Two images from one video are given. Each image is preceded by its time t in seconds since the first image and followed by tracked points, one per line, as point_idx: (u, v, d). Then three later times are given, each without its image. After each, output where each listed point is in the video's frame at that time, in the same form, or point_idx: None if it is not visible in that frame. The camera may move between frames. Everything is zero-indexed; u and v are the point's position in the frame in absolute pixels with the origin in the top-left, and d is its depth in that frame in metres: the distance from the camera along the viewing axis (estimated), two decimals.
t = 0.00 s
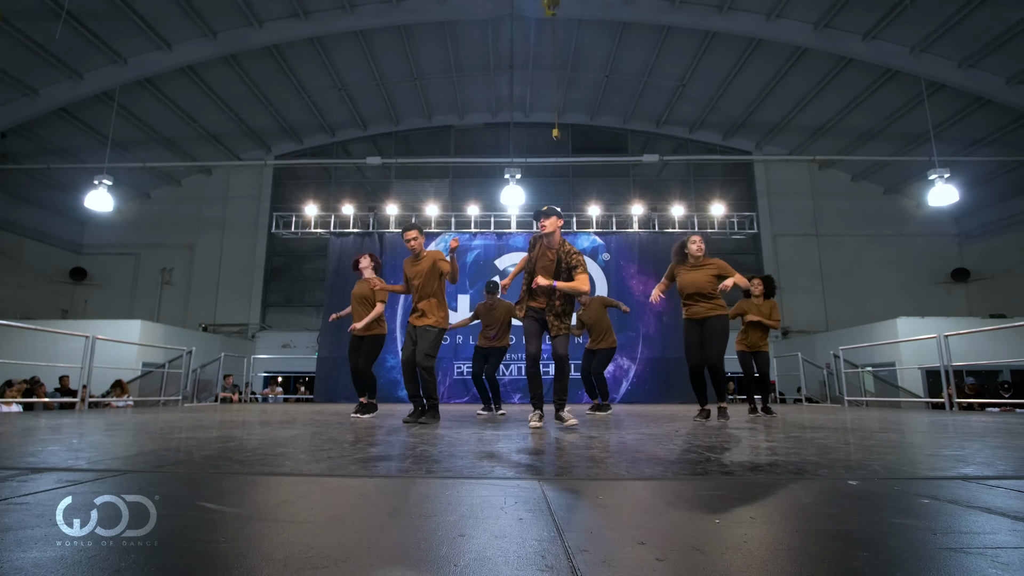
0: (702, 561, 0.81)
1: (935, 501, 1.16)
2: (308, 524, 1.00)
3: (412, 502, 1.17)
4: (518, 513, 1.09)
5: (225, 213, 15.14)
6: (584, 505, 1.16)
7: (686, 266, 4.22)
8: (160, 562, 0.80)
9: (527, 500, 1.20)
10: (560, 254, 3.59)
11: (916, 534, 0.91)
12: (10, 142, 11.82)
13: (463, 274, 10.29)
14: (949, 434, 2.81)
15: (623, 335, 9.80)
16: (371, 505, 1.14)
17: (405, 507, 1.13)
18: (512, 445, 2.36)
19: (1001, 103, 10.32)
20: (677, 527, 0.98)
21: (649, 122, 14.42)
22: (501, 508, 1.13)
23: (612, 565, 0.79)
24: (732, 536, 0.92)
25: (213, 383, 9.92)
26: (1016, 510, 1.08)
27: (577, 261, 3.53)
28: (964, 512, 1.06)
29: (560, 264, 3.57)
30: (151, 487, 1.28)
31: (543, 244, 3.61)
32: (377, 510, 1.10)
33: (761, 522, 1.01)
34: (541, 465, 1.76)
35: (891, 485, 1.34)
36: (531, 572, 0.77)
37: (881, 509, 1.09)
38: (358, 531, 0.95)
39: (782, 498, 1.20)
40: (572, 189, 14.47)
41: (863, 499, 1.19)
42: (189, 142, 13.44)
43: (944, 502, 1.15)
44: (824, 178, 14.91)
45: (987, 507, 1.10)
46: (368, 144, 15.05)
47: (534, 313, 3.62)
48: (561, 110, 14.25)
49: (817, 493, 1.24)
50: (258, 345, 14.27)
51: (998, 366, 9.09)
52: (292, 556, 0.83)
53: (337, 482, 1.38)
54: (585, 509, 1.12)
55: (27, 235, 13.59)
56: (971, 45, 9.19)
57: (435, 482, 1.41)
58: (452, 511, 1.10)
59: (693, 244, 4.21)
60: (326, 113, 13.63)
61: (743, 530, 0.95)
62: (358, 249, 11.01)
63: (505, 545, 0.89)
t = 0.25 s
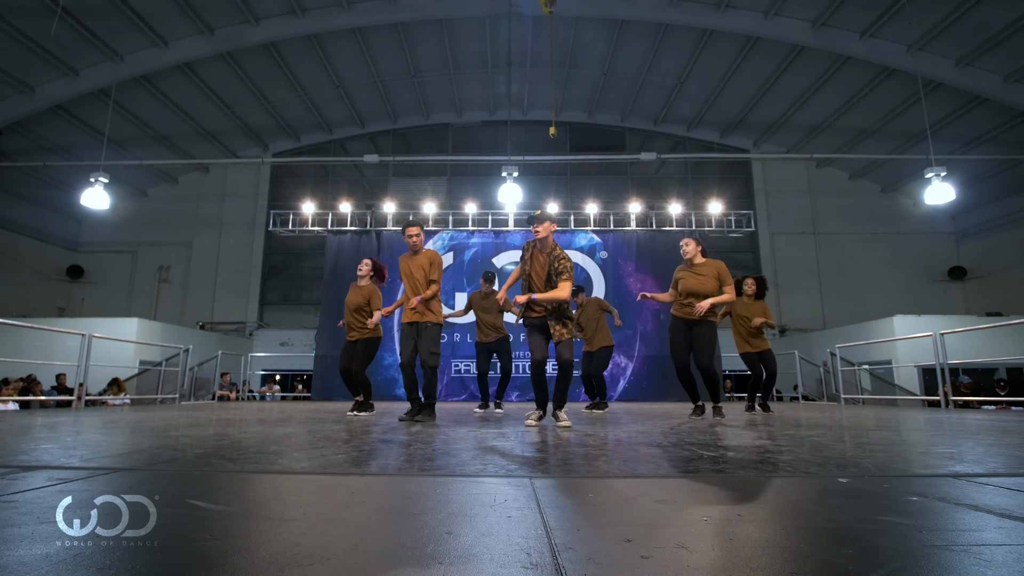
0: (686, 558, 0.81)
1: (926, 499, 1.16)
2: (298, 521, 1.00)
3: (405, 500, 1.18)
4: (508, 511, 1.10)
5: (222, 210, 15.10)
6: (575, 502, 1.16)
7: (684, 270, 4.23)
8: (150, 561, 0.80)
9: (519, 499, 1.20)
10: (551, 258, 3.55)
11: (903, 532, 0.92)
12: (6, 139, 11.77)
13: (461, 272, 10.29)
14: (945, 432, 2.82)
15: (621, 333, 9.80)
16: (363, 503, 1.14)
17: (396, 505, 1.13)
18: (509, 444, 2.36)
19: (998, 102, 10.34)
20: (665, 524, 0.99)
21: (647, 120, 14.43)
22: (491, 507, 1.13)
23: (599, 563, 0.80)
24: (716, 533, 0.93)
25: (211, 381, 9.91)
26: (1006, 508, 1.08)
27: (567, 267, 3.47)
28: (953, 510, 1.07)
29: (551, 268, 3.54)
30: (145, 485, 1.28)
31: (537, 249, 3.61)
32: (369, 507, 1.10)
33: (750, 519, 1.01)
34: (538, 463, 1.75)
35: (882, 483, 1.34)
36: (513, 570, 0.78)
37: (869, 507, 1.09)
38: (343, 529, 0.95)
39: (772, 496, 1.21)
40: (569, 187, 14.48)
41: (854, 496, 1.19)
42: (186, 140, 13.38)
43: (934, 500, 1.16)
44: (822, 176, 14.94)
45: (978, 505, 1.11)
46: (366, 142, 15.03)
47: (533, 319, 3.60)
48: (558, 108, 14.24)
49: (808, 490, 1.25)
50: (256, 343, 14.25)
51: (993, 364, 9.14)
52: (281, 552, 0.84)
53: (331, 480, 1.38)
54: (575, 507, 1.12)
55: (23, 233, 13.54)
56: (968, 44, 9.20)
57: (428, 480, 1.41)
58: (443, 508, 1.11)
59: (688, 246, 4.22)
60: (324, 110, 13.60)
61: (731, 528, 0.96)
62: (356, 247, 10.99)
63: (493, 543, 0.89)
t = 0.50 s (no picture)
0: (672, 556, 0.81)
1: (916, 498, 1.16)
2: (288, 521, 1.00)
3: (397, 498, 1.18)
4: (497, 509, 1.10)
5: (222, 210, 15.09)
6: (567, 502, 1.16)
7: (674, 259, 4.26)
8: (138, 561, 0.80)
9: (509, 498, 1.20)
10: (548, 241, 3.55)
11: (891, 531, 0.92)
12: (5, 139, 11.77)
13: (461, 270, 10.29)
14: (942, 431, 2.82)
15: (620, 332, 9.81)
16: (355, 502, 1.14)
17: (388, 504, 1.13)
18: (505, 443, 2.36)
19: (999, 100, 10.33)
20: (656, 523, 0.99)
21: (647, 119, 14.42)
22: (481, 505, 1.13)
23: (584, 562, 0.80)
24: (706, 531, 0.93)
25: (210, 380, 9.90)
26: (996, 507, 1.08)
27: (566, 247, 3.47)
28: (943, 509, 1.07)
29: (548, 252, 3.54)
30: (140, 484, 1.28)
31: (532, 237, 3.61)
32: (361, 506, 1.11)
33: (740, 518, 1.01)
34: (534, 462, 1.75)
35: (873, 482, 1.34)
36: (497, 567, 0.78)
37: (859, 506, 1.10)
38: (332, 527, 0.95)
39: (765, 495, 1.20)
40: (569, 186, 14.47)
41: (844, 495, 1.19)
42: (185, 139, 13.37)
43: (924, 498, 1.16)
44: (822, 175, 14.93)
45: (967, 503, 1.11)
46: (365, 141, 15.01)
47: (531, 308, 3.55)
48: (558, 107, 14.23)
49: (801, 489, 1.25)
50: (256, 342, 14.25)
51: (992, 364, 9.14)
52: (269, 550, 0.84)
53: (325, 478, 1.39)
54: (566, 506, 1.12)
55: (23, 232, 13.54)
56: (969, 42, 9.19)
57: (421, 479, 1.41)
58: (433, 507, 1.11)
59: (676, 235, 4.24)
60: (324, 109, 13.58)
61: (722, 527, 0.96)
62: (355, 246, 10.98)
63: (481, 541, 0.89)
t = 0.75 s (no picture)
0: (653, 554, 0.81)
1: (905, 496, 1.16)
2: (276, 519, 1.00)
3: (386, 497, 1.18)
4: (483, 507, 1.10)
5: (220, 208, 15.07)
6: (556, 500, 1.16)
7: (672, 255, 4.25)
8: (121, 560, 0.80)
9: (496, 496, 1.21)
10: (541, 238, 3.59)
11: (876, 528, 0.92)
12: (3, 137, 11.74)
13: (459, 269, 10.29)
14: (938, 429, 2.82)
15: (618, 331, 9.82)
16: (344, 500, 1.14)
17: (377, 502, 1.13)
18: (501, 441, 2.36)
19: (998, 98, 10.33)
20: (642, 521, 0.99)
21: (646, 117, 14.41)
22: (468, 504, 1.13)
23: (562, 560, 0.80)
24: (693, 530, 0.93)
25: (209, 378, 9.89)
26: (982, 505, 1.08)
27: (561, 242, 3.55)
28: (930, 508, 1.07)
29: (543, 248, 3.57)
30: (136, 484, 1.28)
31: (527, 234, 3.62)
32: (349, 505, 1.11)
33: (724, 515, 1.02)
34: (528, 460, 1.75)
35: (862, 480, 1.34)
36: (476, 565, 0.78)
37: (847, 504, 1.10)
38: (316, 526, 0.95)
39: (754, 493, 1.21)
40: (567, 184, 14.45)
41: (832, 494, 1.19)
42: (184, 137, 13.34)
43: (912, 497, 1.16)
44: (821, 173, 14.93)
45: (954, 502, 1.11)
46: (364, 139, 15.00)
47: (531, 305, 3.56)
48: (556, 106, 14.22)
49: (788, 487, 1.26)
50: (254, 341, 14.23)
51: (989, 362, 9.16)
52: (249, 548, 0.84)
53: (318, 477, 1.39)
54: (553, 504, 1.12)
55: (21, 231, 13.51)
56: (967, 39, 9.18)
57: (411, 477, 1.41)
58: (420, 505, 1.11)
59: (676, 231, 4.20)
60: (322, 108, 13.56)
61: (709, 525, 0.96)
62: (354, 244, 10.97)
63: (463, 539, 0.89)
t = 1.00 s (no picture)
0: (635, 554, 0.82)
1: (893, 495, 1.17)
2: (267, 517, 1.00)
3: (376, 496, 1.18)
4: (471, 507, 1.10)
5: (220, 207, 15.06)
6: (546, 499, 1.16)
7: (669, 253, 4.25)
8: (111, 560, 0.80)
9: (486, 495, 1.21)
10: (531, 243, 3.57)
11: (862, 527, 0.93)
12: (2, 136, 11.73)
13: (458, 267, 10.30)
14: (935, 428, 2.82)
15: (617, 330, 9.83)
16: (334, 499, 1.14)
17: (367, 501, 1.13)
18: (498, 439, 2.37)
19: (998, 97, 10.33)
20: (631, 520, 0.99)
21: (645, 116, 14.41)
22: (456, 502, 1.13)
23: (544, 560, 0.80)
24: (681, 530, 0.93)
25: (208, 377, 9.89)
26: (968, 504, 1.08)
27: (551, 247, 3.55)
28: (918, 506, 1.07)
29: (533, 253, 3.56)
30: (134, 482, 1.28)
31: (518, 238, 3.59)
32: (339, 504, 1.11)
33: (714, 515, 1.02)
34: (522, 459, 1.75)
35: (852, 479, 1.35)
36: (456, 564, 0.78)
37: (835, 502, 1.10)
38: (303, 525, 0.95)
39: (744, 492, 1.21)
40: (566, 183, 14.45)
41: (821, 492, 1.20)
42: (183, 137, 13.34)
43: (899, 495, 1.16)
44: (820, 172, 14.94)
45: (941, 501, 1.11)
46: (363, 138, 14.99)
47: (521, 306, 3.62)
48: (555, 105, 14.22)
49: (781, 486, 1.26)
50: (254, 340, 14.22)
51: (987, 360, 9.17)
52: (233, 547, 0.84)
53: (312, 476, 1.39)
54: (543, 503, 1.13)
55: (20, 230, 13.50)
56: (967, 38, 9.18)
57: (403, 476, 1.41)
58: (408, 504, 1.11)
59: (676, 228, 4.15)
60: (322, 107, 13.55)
61: (696, 525, 0.96)
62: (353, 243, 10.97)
63: (448, 538, 0.90)
